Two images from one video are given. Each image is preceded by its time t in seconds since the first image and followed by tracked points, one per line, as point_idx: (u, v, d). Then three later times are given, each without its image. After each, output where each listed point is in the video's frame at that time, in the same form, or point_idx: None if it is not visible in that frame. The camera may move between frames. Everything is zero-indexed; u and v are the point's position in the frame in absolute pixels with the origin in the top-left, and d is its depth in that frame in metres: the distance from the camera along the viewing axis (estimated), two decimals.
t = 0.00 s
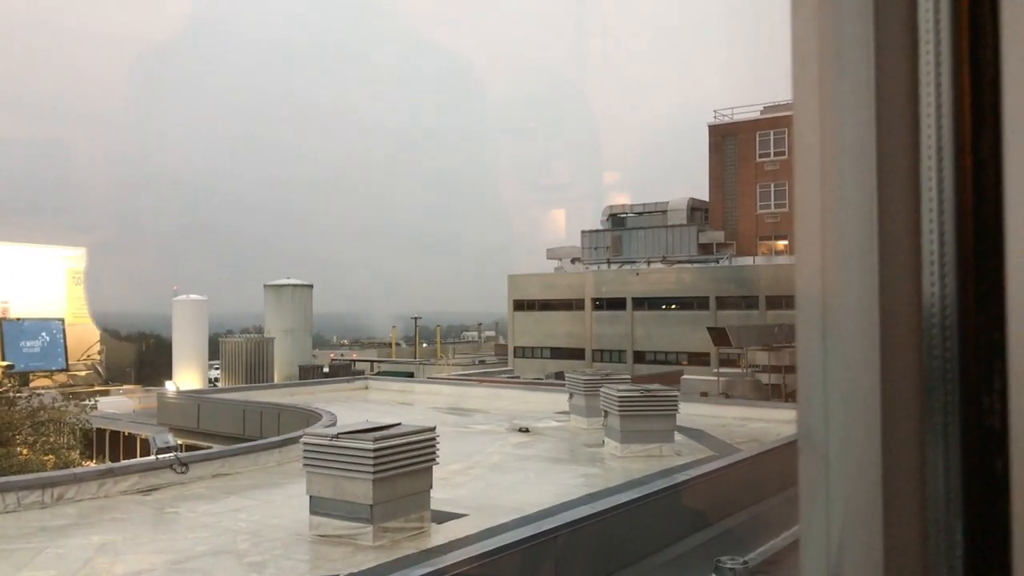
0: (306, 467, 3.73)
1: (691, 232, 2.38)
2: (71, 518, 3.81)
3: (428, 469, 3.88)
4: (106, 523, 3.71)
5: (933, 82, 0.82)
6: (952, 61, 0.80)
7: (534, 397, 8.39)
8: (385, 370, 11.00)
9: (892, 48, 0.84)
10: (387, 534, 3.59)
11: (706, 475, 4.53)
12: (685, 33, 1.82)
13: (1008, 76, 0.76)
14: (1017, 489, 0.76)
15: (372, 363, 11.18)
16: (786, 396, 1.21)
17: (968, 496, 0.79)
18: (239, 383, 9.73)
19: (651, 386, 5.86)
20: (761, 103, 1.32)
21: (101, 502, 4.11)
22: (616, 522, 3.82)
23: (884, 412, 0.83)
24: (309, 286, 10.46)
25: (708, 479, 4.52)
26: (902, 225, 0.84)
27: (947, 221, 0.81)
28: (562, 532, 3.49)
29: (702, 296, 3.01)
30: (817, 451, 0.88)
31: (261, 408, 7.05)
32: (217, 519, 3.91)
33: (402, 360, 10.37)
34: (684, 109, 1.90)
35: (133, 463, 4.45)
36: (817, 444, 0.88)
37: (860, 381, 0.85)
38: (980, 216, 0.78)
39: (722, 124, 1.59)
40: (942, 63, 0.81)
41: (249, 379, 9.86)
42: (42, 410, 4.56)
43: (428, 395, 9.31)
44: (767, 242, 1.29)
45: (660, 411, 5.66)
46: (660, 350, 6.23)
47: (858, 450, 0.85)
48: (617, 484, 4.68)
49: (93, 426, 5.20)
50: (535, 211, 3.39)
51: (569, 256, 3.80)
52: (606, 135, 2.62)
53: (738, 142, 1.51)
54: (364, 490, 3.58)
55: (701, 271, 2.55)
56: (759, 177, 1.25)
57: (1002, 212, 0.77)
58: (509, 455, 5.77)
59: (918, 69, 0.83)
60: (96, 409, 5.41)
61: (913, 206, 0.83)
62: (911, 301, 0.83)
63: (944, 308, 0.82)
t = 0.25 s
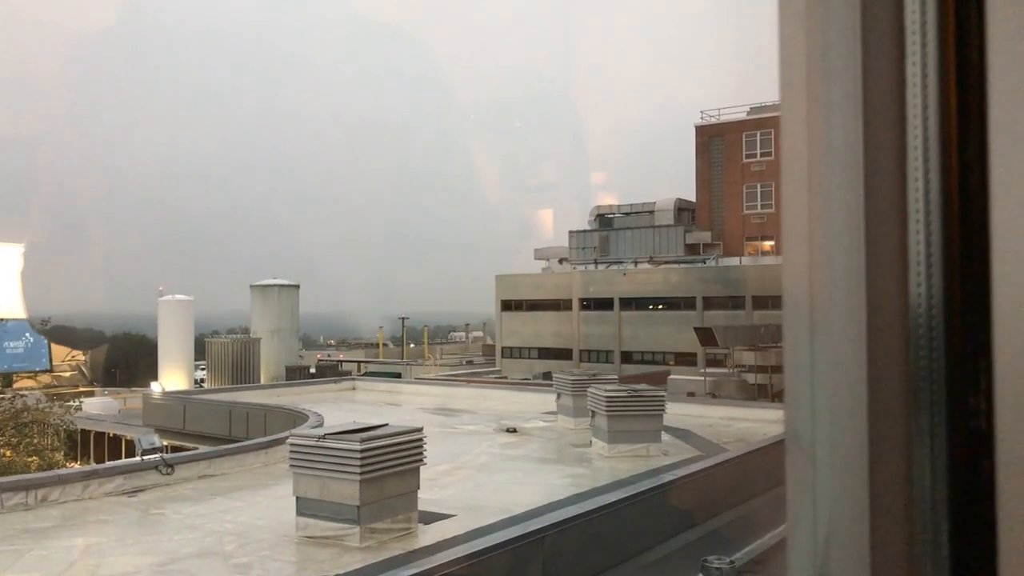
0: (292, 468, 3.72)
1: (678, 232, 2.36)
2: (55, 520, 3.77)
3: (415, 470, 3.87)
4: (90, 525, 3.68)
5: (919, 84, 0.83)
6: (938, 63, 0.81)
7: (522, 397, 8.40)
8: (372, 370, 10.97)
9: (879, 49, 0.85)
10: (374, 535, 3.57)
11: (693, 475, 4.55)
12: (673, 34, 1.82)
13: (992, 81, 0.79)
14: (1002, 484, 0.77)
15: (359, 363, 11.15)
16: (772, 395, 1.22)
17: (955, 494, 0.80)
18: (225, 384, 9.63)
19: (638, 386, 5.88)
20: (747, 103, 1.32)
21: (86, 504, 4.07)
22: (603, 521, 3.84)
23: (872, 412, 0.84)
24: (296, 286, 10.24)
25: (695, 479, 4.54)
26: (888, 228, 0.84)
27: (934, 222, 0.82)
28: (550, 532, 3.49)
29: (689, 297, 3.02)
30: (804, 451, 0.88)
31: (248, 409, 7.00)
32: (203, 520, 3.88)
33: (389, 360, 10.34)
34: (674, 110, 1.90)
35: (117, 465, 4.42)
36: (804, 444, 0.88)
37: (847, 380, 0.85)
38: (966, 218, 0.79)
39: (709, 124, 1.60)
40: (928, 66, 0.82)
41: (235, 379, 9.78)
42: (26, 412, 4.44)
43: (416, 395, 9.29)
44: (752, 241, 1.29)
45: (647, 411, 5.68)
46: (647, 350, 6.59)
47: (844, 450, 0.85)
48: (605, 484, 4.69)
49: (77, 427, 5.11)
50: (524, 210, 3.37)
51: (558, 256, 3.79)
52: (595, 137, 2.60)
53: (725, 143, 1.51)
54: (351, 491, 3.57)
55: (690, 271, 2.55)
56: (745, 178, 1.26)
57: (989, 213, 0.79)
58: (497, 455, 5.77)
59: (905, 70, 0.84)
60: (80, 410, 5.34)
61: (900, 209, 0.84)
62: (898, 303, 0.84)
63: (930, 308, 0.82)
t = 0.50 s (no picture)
0: (280, 469, 3.70)
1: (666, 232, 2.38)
2: (40, 521, 3.73)
3: (403, 470, 3.86)
4: (75, 527, 3.64)
5: (906, 85, 0.83)
6: (924, 63, 0.82)
7: (510, 397, 8.41)
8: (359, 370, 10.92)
9: (866, 51, 0.86)
10: (361, 535, 3.56)
11: (680, 475, 4.56)
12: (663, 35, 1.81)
13: (980, 75, 0.77)
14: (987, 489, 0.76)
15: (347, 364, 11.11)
16: (758, 394, 1.23)
17: (941, 494, 0.80)
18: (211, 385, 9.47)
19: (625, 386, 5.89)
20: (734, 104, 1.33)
21: (71, 505, 4.03)
22: (591, 521, 3.85)
23: (858, 409, 0.85)
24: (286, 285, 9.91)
25: (682, 478, 4.55)
26: (876, 228, 0.85)
27: (920, 223, 0.82)
28: (537, 532, 3.50)
29: (676, 298, 3.01)
30: (792, 449, 0.90)
31: (235, 410, 6.95)
32: (189, 521, 3.86)
33: (377, 360, 10.31)
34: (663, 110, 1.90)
35: (103, 466, 4.38)
36: (790, 441, 0.89)
37: (833, 379, 0.87)
38: (951, 219, 0.80)
39: (696, 124, 1.60)
40: (914, 66, 0.83)
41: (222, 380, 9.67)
42: (9, 413, 4.41)
43: (404, 395, 9.28)
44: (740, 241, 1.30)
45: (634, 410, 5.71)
46: (635, 350, 6.26)
47: (831, 447, 0.87)
48: (592, 484, 4.69)
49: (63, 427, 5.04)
50: (514, 211, 3.36)
51: (546, 256, 3.78)
52: (586, 138, 2.59)
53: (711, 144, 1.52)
54: (338, 492, 3.56)
55: (677, 273, 2.54)
56: (733, 179, 1.27)
57: (975, 212, 0.78)
58: (485, 455, 5.76)
59: (892, 72, 0.84)
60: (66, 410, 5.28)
61: (887, 209, 0.85)
62: (885, 302, 0.85)
63: (917, 307, 0.83)
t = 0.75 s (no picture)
0: (269, 470, 3.69)
1: (654, 233, 2.29)
2: (27, 522, 3.70)
3: (392, 470, 3.86)
4: (62, 528, 3.61)
5: (896, 87, 0.84)
6: (914, 66, 0.83)
7: (499, 397, 8.42)
8: (348, 371, 10.88)
9: (856, 50, 0.86)
10: (351, 535, 3.52)
11: (669, 475, 4.58)
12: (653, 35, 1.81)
13: (969, 80, 0.80)
14: (977, 482, 0.78)
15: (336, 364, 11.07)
16: (748, 394, 1.24)
17: (931, 489, 0.82)
18: (199, 385, 9.40)
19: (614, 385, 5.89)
20: (723, 106, 1.34)
21: (58, 506, 4.00)
22: (581, 521, 3.87)
23: (849, 410, 0.85)
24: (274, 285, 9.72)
25: (671, 478, 4.57)
26: (867, 229, 0.86)
27: (910, 223, 0.84)
28: (527, 532, 3.51)
29: (665, 299, 3.02)
30: (782, 451, 0.89)
31: (223, 411, 6.92)
32: (177, 522, 3.84)
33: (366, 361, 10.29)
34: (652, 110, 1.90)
35: (91, 467, 4.34)
36: (781, 442, 0.88)
37: (822, 379, 0.86)
38: (942, 219, 0.81)
39: (687, 124, 1.60)
40: (904, 67, 0.84)
41: (211, 380, 9.63)
42: None
43: (393, 395, 9.26)
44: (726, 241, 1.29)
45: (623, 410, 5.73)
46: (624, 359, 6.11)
47: (822, 448, 0.86)
48: (582, 483, 4.70)
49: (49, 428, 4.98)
50: (504, 211, 3.35)
51: (535, 257, 3.78)
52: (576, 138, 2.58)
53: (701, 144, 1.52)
54: (328, 492, 3.54)
55: (665, 274, 2.54)
56: (721, 178, 1.27)
57: (964, 213, 0.80)
58: (474, 455, 5.76)
59: (881, 73, 0.85)
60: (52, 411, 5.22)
61: (877, 210, 0.86)
62: (875, 301, 0.85)
63: (907, 306, 0.84)
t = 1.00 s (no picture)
0: (256, 470, 3.66)
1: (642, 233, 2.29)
2: (10, 524, 3.65)
3: (379, 470, 3.85)
4: (46, 529, 3.58)
5: (883, 85, 0.84)
6: (901, 63, 0.82)
7: (487, 397, 8.41)
8: (335, 371, 10.83)
9: (843, 52, 0.86)
10: (338, 536, 3.51)
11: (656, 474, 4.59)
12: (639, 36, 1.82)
13: (954, 77, 0.79)
14: (962, 484, 0.78)
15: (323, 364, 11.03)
16: (734, 393, 1.24)
17: (918, 492, 0.81)
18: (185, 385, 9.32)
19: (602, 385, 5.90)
20: (712, 106, 1.34)
21: (42, 507, 3.96)
22: (568, 520, 3.88)
23: (835, 406, 0.86)
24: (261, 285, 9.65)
25: (658, 478, 4.58)
26: (853, 229, 0.86)
27: (896, 223, 0.83)
28: (514, 532, 3.51)
29: (652, 299, 3.03)
30: (769, 449, 0.91)
31: (210, 411, 6.87)
32: (163, 523, 3.81)
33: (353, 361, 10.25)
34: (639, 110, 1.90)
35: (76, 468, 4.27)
36: (768, 441, 0.90)
37: (808, 380, 0.87)
38: (930, 220, 0.80)
39: (673, 125, 1.61)
40: (890, 66, 0.83)
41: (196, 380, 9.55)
42: None
43: (381, 395, 9.24)
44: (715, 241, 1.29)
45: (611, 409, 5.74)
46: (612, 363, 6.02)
47: (808, 448, 0.87)
48: (570, 483, 4.71)
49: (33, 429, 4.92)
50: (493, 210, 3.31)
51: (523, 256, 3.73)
52: (566, 139, 2.59)
53: (689, 145, 1.52)
54: (314, 493, 3.53)
55: (652, 274, 2.55)
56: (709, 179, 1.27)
57: (950, 213, 0.79)
58: (462, 455, 5.76)
59: (869, 71, 0.85)
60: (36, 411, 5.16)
61: (864, 211, 0.86)
62: (861, 301, 0.86)
63: (892, 306, 0.84)
